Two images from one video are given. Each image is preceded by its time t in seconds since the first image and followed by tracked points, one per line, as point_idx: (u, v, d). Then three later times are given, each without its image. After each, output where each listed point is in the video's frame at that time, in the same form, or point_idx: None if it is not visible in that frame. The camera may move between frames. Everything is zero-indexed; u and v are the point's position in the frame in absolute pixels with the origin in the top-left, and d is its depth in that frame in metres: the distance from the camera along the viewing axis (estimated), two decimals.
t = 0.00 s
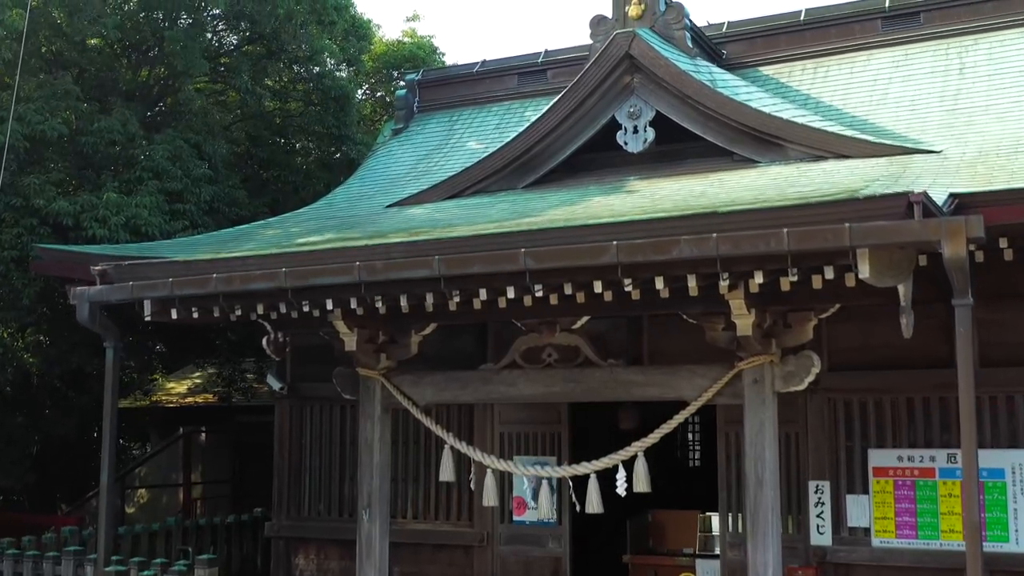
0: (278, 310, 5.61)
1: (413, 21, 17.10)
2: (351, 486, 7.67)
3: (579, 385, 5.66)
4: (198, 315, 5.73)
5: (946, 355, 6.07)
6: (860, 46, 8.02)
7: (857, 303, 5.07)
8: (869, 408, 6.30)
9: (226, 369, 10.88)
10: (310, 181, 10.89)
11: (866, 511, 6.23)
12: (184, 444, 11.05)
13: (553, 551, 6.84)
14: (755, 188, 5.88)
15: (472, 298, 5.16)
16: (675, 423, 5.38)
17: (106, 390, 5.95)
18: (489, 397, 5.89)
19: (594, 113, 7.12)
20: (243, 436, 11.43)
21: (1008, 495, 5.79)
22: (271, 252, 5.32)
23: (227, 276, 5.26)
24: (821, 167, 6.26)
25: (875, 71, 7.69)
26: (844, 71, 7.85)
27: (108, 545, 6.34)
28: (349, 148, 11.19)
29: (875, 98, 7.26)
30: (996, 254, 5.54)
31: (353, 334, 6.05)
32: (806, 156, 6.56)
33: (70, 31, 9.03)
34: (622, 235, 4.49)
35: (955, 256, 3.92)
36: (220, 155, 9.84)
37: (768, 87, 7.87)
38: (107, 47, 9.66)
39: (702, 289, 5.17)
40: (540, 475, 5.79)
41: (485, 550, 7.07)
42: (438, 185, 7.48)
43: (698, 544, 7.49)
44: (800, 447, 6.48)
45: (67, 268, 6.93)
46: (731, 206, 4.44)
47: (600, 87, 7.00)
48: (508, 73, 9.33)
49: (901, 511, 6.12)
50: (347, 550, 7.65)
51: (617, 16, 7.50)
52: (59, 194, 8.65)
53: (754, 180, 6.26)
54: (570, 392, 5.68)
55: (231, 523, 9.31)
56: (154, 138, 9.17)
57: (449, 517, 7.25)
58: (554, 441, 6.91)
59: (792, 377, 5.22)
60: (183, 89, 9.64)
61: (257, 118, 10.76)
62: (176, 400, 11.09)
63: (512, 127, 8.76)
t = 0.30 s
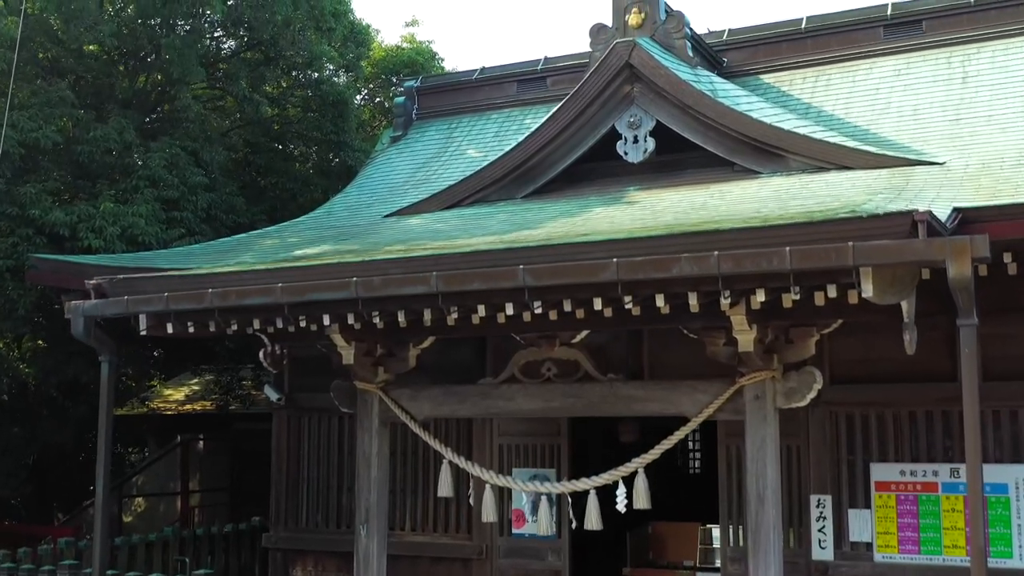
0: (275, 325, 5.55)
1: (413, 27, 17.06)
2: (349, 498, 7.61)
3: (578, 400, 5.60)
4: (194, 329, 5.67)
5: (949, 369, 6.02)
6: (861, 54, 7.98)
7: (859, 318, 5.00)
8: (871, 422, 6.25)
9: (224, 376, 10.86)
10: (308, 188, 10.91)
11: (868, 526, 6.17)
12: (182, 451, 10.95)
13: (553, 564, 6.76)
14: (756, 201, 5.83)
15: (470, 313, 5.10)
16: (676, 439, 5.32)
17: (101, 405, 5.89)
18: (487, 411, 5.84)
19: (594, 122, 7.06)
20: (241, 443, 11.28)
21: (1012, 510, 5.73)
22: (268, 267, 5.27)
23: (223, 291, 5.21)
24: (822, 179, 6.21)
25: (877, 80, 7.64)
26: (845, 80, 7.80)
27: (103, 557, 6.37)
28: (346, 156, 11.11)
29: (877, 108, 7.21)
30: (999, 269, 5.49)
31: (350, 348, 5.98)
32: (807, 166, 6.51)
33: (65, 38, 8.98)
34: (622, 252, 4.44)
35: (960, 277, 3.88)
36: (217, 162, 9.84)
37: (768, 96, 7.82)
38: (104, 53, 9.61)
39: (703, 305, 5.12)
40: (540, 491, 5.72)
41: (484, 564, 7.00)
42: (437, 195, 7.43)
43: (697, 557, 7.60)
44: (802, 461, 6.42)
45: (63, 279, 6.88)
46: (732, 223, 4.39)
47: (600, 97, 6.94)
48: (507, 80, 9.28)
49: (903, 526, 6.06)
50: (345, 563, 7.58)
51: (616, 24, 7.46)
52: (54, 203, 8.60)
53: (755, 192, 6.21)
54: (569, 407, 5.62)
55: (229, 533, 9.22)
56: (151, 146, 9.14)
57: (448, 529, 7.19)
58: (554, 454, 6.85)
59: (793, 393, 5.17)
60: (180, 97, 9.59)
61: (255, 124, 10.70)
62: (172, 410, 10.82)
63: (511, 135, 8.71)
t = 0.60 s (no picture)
0: (271, 340, 5.49)
1: (412, 32, 17.01)
2: (347, 509, 7.55)
3: (578, 414, 5.54)
4: (190, 344, 5.62)
5: (952, 382, 5.97)
6: (863, 62, 7.93)
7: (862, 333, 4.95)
8: (872, 435, 6.19)
9: (222, 386, 11.25)
10: (306, 195, 10.83)
11: (870, 540, 6.13)
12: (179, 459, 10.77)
13: None
14: (757, 213, 5.77)
15: (469, 329, 5.04)
16: (676, 455, 5.27)
17: (95, 419, 5.84)
18: (485, 425, 5.79)
19: (594, 131, 7.00)
20: (240, 450, 11.22)
21: (1015, 525, 5.69)
22: (264, 281, 5.21)
23: (218, 305, 5.16)
24: (823, 190, 6.16)
25: (879, 89, 7.59)
26: (847, 88, 7.75)
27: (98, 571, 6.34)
28: (345, 161, 11.09)
29: (878, 117, 7.16)
30: (1003, 282, 5.43)
31: (347, 361, 5.91)
32: (809, 177, 6.45)
33: (61, 45, 8.93)
34: (622, 268, 4.38)
35: (965, 296, 3.83)
36: (215, 169, 9.78)
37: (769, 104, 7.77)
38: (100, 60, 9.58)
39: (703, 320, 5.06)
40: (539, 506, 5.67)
41: None
42: (435, 204, 7.38)
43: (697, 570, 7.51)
44: (803, 474, 6.36)
45: (59, 289, 6.88)
46: (734, 239, 4.33)
47: (600, 106, 6.88)
48: (506, 87, 9.22)
49: (905, 540, 6.02)
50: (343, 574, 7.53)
51: (616, 33, 7.41)
52: (50, 212, 8.56)
53: (756, 203, 6.15)
54: (569, 422, 5.57)
55: (227, 542, 9.16)
56: (148, 154, 9.11)
57: (447, 542, 7.12)
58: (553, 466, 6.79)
59: (795, 409, 5.12)
60: (176, 104, 9.55)
61: (253, 130, 10.72)
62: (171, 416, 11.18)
63: (510, 142, 8.66)
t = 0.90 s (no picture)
0: (267, 354, 5.43)
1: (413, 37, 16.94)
2: (345, 520, 7.49)
3: (577, 429, 5.49)
4: (185, 358, 5.56)
5: (955, 395, 5.92)
6: (864, 70, 7.88)
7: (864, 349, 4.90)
8: (875, 448, 6.13)
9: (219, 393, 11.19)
10: (304, 202, 10.86)
11: (873, 554, 6.07)
12: (177, 467, 10.60)
13: None
14: (759, 225, 5.72)
15: (467, 344, 4.98)
16: (677, 471, 5.21)
17: (90, 434, 5.78)
18: (484, 440, 5.73)
19: (594, 140, 6.95)
20: (238, 458, 11.20)
21: (1019, 540, 5.60)
22: (259, 296, 5.16)
23: (214, 320, 5.10)
24: (825, 201, 6.11)
25: (880, 97, 7.54)
26: (848, 96, 7.70)
27: None
28: (344, 167, 11.14)
29: (880, 126, 7.11)
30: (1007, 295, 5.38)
31: (344, 375, 5.86)
32: (811, 188, 6.39)
33: (56, 53, 8.91)
34: (623, 285, 4.33)
35: (970, 316, 3.77)
36: (212, 176, 9.79)
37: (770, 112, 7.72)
38: (96, 66, 9.53)
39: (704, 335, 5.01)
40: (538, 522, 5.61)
41: None
42: (434, 213, 7.32)
43: None
44: (805, 487, 6.31)
45: (55, 299, 6.87)
46: (735, 256, 4.27)
47: (599, 115, 6.83)
48: (505, 94, 9.17)
49: (908, 554, 5.96)
50: None
51: (616, 41, 7.36)
52: (46, 221, 8.51)
53: (757, 214, 6.10)
54: (568, 437, 5.51)
55: (225, 550, 9.12)
56: (144, 162, 9.09)
57: (446, 554, 7.03)
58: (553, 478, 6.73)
59: (797, 425, 5.06)
60: (173, 111, 9.54)
61: (251, 137, 10.76)
62: (168, 424, 10.91)
63: (509, 150, 8.60)
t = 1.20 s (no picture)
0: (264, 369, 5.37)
1: (413, 42, 16.88)
2: (343, 532, 7.43)
3: (578, 444, 5.44)
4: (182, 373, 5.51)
5: (959, 408, 5.86)
6: (867, 78, 7.82)
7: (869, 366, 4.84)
8: (879, 462, 6.07)
9: (217, 401, 11.31)
10: (304, 209, 10.87)
11: (876, 569, 6.01)
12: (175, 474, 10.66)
13: None
14: (761, 238, 5.67)
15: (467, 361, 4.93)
16: (679, 487, 5.16)
17: (86, 449, 5.73)
18: (484, 454, 5.68)
19: (594, 150, 6.89)
20: (236, 465, 11.11)
21: None
22: (256, 311, 5.11)
23: (211, 335, 5.05)
24: (828, 213, 6.05)
25: (883, 105, 7.48)
26: (851, 104, 7.65)
27: None
28: (344, 174, 11.15)
29: (883, 135, 7.05)
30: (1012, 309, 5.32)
31: (343, 389, 5.80)
32: (813, 199, 6.34)
33: (52, 60, 8.96)
34: (625, 303, 4.27)
35: (977, 337, 3.72)
36: (210, 183, 9.84)
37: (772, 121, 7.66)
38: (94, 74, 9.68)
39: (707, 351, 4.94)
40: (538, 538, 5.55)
41: None
42: (433, 223, 7.26)
43: None
44: (808, 501, 6.25)
45: (52, 308, 6.86)
46: (738, 273, 4.21)
47: (599, 125, 6.78)
48: (506, 101, 9.11)
49: (912, 569, 5.90)
50: None
51: (617, 50, 7.31)
52: (42, 230, 8.49)
53: (759, 226, 6.05)
54: (569, 453, 5.46)
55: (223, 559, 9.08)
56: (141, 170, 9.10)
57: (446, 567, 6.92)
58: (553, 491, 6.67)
59: (800, 441, 5.01)
60: (171, 119, 9.55)
61: (251, 143, 10.89)
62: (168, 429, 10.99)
63: (509, 158, 8.55)
